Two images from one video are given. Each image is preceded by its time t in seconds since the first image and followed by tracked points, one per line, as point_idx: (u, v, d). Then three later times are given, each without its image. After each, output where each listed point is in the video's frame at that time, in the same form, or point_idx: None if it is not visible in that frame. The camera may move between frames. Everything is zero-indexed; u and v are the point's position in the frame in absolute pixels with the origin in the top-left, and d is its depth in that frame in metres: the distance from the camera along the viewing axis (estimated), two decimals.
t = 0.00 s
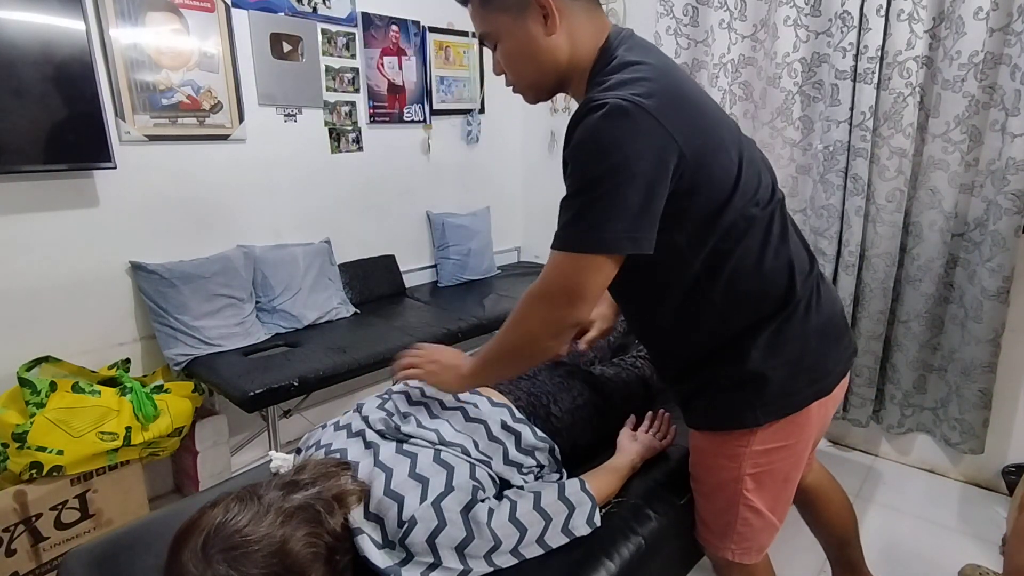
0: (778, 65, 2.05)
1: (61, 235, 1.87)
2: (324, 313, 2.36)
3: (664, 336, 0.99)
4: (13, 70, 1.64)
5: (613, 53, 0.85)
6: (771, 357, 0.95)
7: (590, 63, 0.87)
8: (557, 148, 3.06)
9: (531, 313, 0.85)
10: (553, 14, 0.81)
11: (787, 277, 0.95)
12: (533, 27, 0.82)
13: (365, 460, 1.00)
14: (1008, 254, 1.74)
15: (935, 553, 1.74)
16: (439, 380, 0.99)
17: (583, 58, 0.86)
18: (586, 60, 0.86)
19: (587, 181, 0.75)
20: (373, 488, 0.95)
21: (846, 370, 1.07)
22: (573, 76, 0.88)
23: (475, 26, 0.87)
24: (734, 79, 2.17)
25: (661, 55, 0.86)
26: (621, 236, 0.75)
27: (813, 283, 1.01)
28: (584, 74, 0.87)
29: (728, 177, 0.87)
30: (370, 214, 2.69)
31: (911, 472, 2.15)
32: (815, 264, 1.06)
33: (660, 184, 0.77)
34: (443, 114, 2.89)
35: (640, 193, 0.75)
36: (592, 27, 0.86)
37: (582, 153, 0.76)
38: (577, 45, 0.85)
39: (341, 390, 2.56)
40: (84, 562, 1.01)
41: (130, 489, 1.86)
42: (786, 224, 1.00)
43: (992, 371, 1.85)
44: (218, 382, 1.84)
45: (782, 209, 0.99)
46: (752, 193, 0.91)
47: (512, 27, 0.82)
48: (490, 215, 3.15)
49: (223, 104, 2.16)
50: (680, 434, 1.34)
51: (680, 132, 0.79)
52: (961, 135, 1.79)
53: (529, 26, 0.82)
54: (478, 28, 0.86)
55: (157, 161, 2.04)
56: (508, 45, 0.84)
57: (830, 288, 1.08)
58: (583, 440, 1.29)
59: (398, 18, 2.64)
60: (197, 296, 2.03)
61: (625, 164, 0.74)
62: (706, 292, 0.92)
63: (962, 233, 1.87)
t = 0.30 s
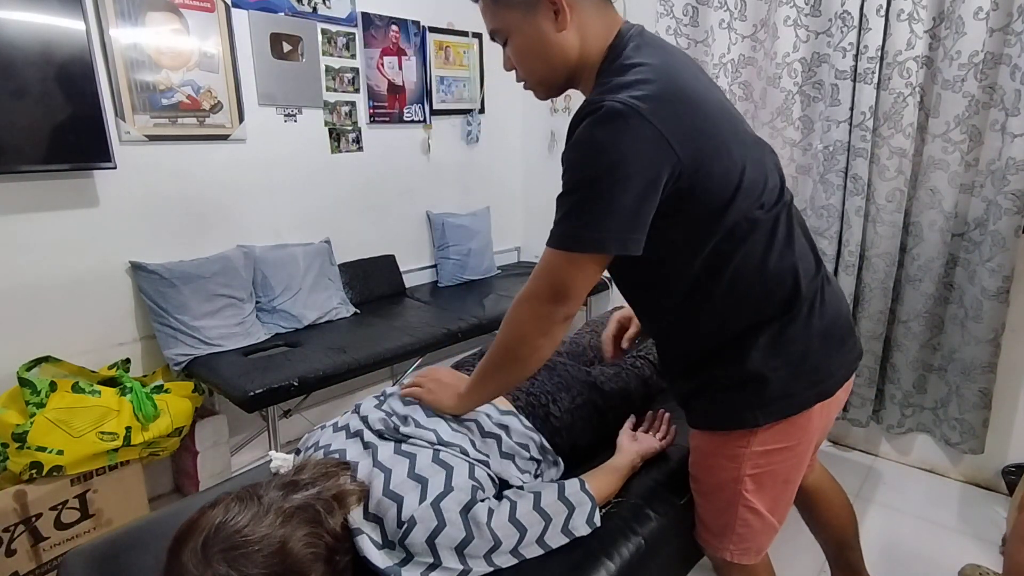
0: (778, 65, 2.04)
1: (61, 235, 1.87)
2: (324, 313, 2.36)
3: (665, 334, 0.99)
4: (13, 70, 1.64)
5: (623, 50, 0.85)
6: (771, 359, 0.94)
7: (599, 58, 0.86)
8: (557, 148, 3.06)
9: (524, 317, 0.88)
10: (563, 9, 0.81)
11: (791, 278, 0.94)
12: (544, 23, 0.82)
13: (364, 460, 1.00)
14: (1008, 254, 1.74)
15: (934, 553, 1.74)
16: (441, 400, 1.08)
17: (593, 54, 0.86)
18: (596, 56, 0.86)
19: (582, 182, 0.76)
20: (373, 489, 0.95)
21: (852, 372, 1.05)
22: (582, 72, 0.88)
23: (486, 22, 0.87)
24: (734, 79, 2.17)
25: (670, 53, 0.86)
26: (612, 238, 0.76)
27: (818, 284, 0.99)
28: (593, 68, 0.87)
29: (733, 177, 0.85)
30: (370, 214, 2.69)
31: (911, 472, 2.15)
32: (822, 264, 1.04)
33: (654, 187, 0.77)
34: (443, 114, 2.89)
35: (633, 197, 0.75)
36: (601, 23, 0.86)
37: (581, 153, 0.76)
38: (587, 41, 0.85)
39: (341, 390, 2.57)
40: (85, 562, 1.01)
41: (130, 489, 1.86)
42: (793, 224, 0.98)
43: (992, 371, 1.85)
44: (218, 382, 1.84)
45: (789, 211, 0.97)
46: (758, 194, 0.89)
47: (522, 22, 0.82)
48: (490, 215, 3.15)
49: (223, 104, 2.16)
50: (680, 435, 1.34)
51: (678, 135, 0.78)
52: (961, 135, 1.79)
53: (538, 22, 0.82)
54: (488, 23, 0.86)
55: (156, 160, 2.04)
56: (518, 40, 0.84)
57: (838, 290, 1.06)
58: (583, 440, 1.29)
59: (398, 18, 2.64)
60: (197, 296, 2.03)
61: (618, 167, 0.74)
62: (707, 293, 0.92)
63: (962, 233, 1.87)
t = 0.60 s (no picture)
0: (778, 65, 2.05)
1: (61, 235, 1.87)
2: (324, 313, 2.36)
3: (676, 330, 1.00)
4: (13, 70, 1.64)
5: (647, 48, 0.84)
6: (781, 360, 0.94)
7: (622, 56, 0.87)
8: (557, 148, 3.06)
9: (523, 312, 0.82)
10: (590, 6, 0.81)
11: (804, 280, 0.93)
12: (571, 19, 0.81)
13: (365, 460, 1.01)
14: (1008, 254, 1.74)
15: (935, 553, 1.74)
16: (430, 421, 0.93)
17: (616, 51, 0.86)
18: (619, 53, 0.86)
19: (597, 174, 0.74)
20: (373, 489, 0.95)
21: (861, 374, 1.05)
22: (605, 69, 0.88)
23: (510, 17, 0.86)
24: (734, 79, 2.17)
25: (691, 51, 0.85)
26: (629, 230, 0.74)
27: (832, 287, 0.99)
28: (616, 66, 0.87)
29: (748, 179, 0.84)
30: (370, 214, 2.69)
31: (911, 472, 2.15)
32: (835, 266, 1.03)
33: (669, 186, 0.76)
34: (443, 114, 2.89)
35: (649, 195, 0.74)
36: (625, 20, 0.86)
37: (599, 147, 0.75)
38: (611, 38, 0.85)
39: (341, 390, 2.56)
40: (85, 562, 1.01)
41: (130, 489, 1.86)
42: (809, 226, 0.97)
43: (992, 371, 1.84)
44: (218, 382, 1.84)
45: (804, 214, 0.96)
46: (774, 196, 0.88)
47: (549, 17, 0.81)
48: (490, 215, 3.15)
49: (223, 104, 2.16)
50: (681, 434, 1.34)
51: (697, 135, 0.78)
52: (961, 135, 1.79)
53: (565, 17, 0.81)
54: (513, 17, 0.85)
55: (157, 160, 2.04)
56: (543, 34, 0.83)
57: (851, 292, 1.05)
58: (583, 439, 1.30)
59: (398, 18, 2.64)
60: (197, 296, 2.03)
61: (636, 161, 0.73)
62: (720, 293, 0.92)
63: (962, 233, 1.87)
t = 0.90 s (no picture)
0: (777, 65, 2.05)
1: (61, 235, 1.87)
2: (324, 313, 2.36)
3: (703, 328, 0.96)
4: (13, 71, 1.64)
5: (716, 35, 0.76)
6: (804, 358, 0.92)
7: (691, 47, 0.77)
8: (557, 148, 3.07)
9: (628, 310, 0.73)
10: None
11: (839, 277, 0.90)
12: None
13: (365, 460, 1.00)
14: (1008, 254, 1.74)
15: (934, 553, 1.74)
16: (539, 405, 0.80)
17: (687, 41, 0.76)
18: (688, 43, 0.76)
19: (681, 163, 0.68)
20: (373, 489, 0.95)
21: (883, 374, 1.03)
22: (669, 61, 0.77)
23: None
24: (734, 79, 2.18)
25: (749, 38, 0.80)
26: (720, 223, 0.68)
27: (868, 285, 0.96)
28: (683, 56, 0.76)
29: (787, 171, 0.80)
30: (370, 214, 2.69)
31: (911, 472, 2.15)
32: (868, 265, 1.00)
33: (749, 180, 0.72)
34: (443, 114, 2.89)
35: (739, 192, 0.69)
36: (694, 9, 0.77)
37: (679, 133, 0.69)
38: (682, 26, 0.75)
39: (341, 390, 2.56)
40: (85, 562, 1.01)
41: (130, 489, 1.86)
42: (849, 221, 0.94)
43: (992, 371, 1.84)
44: (218, 382, 1.84)
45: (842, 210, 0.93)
46: (826, 189, 0.85)
47: None
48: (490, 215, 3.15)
49: (223, 104, 2.16)
50: (682, 434, 1.34)
51: (768, 120, 0.73)
52: (961, 135, 1.80)
53: None
54: None
55: (157, 160, 2.04)
56: (615, 14, 0.72)
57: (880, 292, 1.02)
58: (584, 438, 1.30)
59: (398, 18, 2.64)
60: (197, 296, 2.03)
61: (724, 157, 0.67)
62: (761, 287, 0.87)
63: (962, 233, 1.87)
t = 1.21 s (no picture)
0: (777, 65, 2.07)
1: (61, 235, 1.86)
2: (324, 313, 2.36)
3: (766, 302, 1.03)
4: (13, 70, 1.64)
5: (830, 32, 0.92)
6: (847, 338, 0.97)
7: (804, 35, 0.92)
8: (557, 148, 3.07)
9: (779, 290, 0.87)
10: None
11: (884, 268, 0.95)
12: None
13: (365, 460, 1.01)
14: (1008, 254, 1.74)
15: (934, 553, 1.73)
16: (740, 402, 0.94)
17: (802, 30, 0.92)
18: (802, 33, 0.92)
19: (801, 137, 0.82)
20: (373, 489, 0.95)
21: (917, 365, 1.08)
22: (781, 45, 0.93)
23: None
24: (734, 79, 2.18)
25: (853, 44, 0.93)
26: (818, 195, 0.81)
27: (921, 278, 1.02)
28: (796, 43, 0.92)
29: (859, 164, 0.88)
30: (370, 214, 2.69)
31: (911, 472, 2.15)
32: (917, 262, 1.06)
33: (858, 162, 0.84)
34: (443, 114, 2.89)
35: (843, 170, 0.81)
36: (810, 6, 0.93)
37: (800, 115, 0.83)
38: (801, 16, 0.92)
39: (341, 390, 2.57)
40: (84, 563, 1.01)
41: (130, 489, 1.86)
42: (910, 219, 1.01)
43: (992, 371, 1.84)
44: (218, 382, 1.84)
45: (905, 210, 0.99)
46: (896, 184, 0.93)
47: None
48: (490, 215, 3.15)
49: (223, 104, 2.16)
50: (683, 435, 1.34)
51: (879, 109, 0.86)
52: (961, 135, 1.80)
53: None
54: None
55: (158, 160, 2.04)
56: None
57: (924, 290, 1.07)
58: (584, 439, 1.30)
59: (398, 18, 2.64)
60: (197, 296, 2.03)
61: (843, 137, 0.81)
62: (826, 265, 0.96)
63: (962, 233, 1.87)
